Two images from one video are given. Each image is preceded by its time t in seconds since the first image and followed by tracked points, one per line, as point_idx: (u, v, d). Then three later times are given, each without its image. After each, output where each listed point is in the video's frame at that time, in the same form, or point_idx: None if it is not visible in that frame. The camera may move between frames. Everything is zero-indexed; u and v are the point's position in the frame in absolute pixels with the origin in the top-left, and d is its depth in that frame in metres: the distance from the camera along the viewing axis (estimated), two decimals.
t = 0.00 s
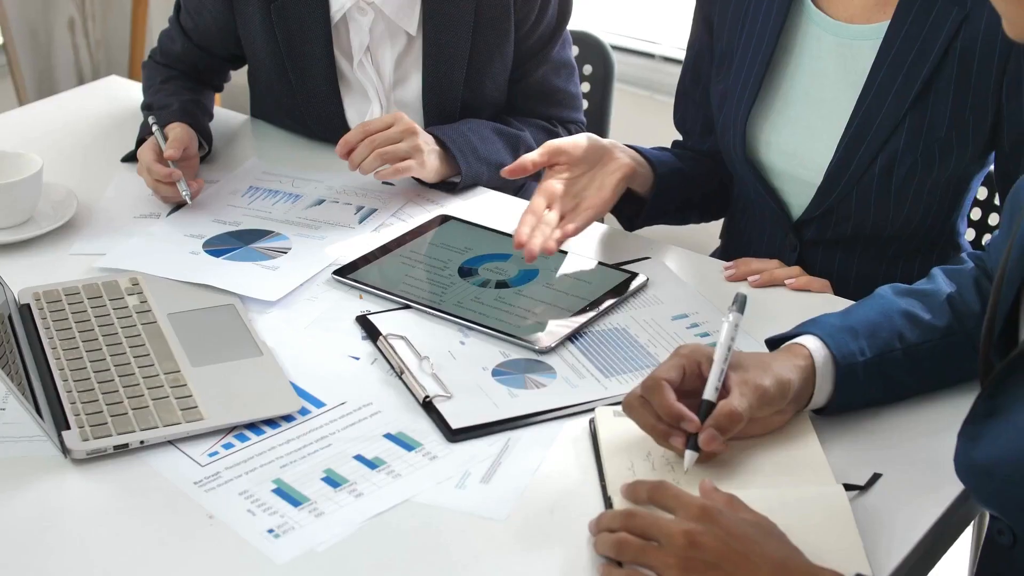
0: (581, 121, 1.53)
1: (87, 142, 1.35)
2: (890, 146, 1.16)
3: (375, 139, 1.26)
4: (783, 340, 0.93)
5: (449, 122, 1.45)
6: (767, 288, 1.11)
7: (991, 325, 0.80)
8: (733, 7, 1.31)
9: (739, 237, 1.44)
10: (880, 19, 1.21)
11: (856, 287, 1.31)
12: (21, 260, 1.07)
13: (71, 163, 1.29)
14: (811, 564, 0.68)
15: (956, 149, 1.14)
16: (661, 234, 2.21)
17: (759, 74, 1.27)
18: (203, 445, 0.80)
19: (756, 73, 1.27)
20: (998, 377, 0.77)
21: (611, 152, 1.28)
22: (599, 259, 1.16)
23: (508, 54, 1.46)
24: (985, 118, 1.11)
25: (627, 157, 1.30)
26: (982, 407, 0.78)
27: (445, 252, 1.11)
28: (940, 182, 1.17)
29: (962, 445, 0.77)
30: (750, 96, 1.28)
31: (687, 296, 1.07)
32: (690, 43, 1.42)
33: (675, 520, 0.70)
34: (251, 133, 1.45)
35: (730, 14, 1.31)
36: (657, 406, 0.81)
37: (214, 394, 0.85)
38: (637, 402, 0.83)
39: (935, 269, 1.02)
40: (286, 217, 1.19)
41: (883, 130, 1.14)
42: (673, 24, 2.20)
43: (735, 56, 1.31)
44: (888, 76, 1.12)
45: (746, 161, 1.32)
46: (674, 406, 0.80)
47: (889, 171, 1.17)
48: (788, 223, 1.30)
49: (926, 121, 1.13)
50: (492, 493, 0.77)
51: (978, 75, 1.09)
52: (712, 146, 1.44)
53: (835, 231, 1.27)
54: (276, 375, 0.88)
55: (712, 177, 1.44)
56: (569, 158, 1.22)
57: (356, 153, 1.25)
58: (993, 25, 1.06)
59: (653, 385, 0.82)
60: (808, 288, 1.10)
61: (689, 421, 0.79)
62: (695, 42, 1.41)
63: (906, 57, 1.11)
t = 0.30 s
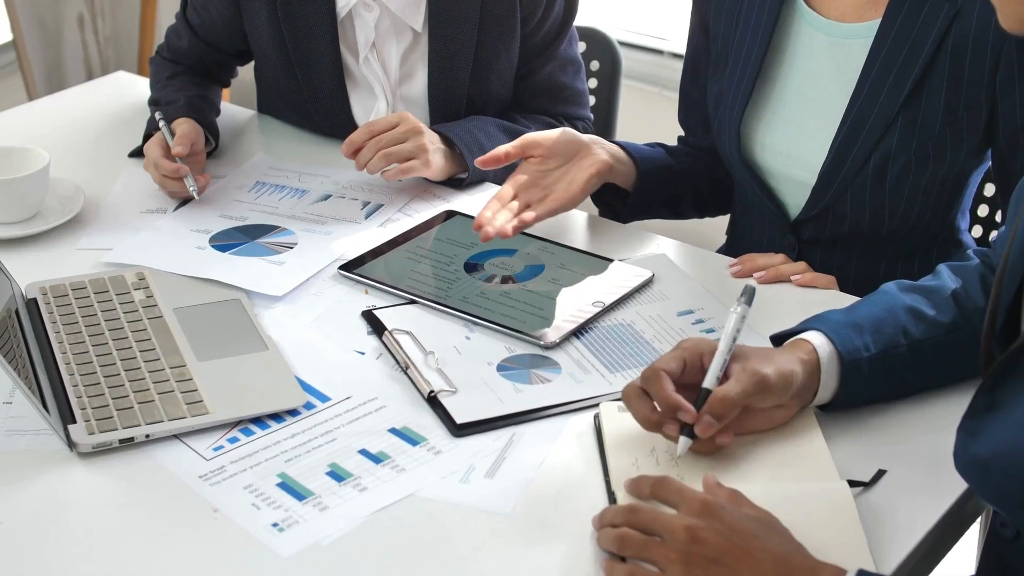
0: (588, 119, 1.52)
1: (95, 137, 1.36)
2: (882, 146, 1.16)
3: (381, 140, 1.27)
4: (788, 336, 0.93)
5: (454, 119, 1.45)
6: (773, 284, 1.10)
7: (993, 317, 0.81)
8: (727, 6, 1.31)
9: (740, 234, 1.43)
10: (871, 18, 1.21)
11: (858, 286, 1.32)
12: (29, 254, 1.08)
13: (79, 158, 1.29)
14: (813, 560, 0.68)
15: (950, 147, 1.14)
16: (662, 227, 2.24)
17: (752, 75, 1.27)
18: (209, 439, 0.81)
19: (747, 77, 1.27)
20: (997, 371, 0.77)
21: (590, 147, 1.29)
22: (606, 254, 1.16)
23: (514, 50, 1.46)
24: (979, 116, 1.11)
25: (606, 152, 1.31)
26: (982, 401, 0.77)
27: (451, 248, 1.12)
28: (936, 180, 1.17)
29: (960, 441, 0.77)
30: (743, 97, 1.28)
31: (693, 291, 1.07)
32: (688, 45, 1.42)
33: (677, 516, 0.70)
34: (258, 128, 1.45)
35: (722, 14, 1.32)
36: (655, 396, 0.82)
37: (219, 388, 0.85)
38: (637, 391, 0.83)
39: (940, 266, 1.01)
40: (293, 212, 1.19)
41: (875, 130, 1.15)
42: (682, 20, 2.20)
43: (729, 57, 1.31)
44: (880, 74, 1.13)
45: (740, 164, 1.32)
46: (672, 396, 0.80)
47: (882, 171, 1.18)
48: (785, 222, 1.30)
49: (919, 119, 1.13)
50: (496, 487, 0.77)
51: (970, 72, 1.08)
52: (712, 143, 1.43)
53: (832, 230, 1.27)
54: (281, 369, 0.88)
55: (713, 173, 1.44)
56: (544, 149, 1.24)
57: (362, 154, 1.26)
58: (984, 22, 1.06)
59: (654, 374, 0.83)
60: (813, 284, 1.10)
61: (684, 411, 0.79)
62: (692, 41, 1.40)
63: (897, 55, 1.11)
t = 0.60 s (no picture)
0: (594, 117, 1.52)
1: (101, 135, 1.36)
2: (874, 146, 1.16)
3: (388, 143, 1.26)
4: (792, 336, 0.93)
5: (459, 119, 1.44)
6: (777, 283, 1.10)
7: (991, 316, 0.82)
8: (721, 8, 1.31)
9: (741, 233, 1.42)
10: (859, 18, 1.21)
11: (859, 285, 1.30)
12: (35, 252, 1.08)
13: (85, 156, 1.30)
14: (814, 559, 0.67)
15: (942, 145, 1.14)
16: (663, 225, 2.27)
17: (745, 79, 1.27)
18: (212, 437, 0.81)
19: (740, 80, 1.28)
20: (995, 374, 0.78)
21: (582, 145, 1.29)
22: (612, 254, 1.15)
23: (520, 50, 1.46)
24: (970, 114, 1.11)
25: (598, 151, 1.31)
26: (980, 401, 0.78)
27: (455, 246, 1.12)
28: (929, 178, 1.17)
29: (960, 442, 0.77)
30: (736, 99, 1.28)
31: (697, 291, 1.07)
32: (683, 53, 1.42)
33: (678, 514, 0.70)
34: (264, 127, 1.45)
35: (717, 15, 1.32)
36: (661, 387, 0.81)
37: (222, 386, 0.85)
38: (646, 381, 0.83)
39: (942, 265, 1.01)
40: (298, 210, 1.19)
41: (866, 131, 1.15)
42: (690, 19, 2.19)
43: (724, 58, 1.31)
44: (870, 75, 1.13)
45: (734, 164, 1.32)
46: (676, 389, 0.80)
47: (874, 172, 1.18)
48: (782, 225, 1.30)
49: (909, 119, 1.13)
50: (498, 486, 0.77)
51: (959, 71, 1.09)
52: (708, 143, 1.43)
53: (827, 231, 1.26)
54: (285, 368, 0.88)
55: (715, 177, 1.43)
56: (534, 144, 1.24)
57: (370, 156, 1.26)
58: (971, 21, 1.06)
59: (666, 365, 0.83)
60: (818, 283, 1.10)
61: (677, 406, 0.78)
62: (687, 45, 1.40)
63: (886, 56, 1.11)
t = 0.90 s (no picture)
0: (604, 116, 1.51)
1: (113, 130, 1.37)
2: (879, 145, 1.16)
3: (397, 140, 1.26)
4: (806, 338, 0.92)
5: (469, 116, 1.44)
6: (786, 280, 1.10)
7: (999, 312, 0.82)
8: (723, 5, 1.31)
9: (752, 230, 1.42)
10: (864, 15, 1.21)
11: (868, 283, 1.30)
12: (45, 247, 1.09)
13: (96, 151, 1.30)
14: (820, 557, 0.67)
15: (948, 142, 1.14)
16: (672, 221, 2.27)
17: (749, 77, 1.27)
18: (219, 432, 0.81)
19: (743, 79, 1.28)
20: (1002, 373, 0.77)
21: (593, 145, 1.29)
22: (621, 250, 1.15)
23: (530, 46, 1.46)
24: (975, 111, 1.10)
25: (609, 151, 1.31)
26: (984, 399, 0.78)
27: (464, 242, 1.12)
28: (936, 175, 1.16)
29: (966, 438, 0.77)
30: (739, 101, 1.29)
31: (707, 288, 1.07)
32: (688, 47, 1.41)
33: (683, 511, 0.70)
34: (274, 123, 1.45)
35: (717, 12, 1.32)
36: (700, 388, 0.80)
37: (230, 381, 0.85)
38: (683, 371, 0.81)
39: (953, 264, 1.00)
40: (308, 206, 1.19)
41: (871, 129, 1.15)
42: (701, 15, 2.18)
43: (728, 56, 1.31)
44: (874, 74, 1.12)
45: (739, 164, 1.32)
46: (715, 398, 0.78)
47: (880, 170, 1.17)
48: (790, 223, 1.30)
49: (914, 117, 1.13)
50: (504, 483, 0.77)
51: (964, 69, 1.08)
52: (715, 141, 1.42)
53: (836, 228, 1.26)
54: (293, 364, 0.89)
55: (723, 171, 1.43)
56: (546, 144, 1.25)
57: (380, 154, 1.26)
58: (975, 18, 1.05)
59: (716, 372, 0.80)
60: (827, 280, 1.09)
61: (706, 416, 0.78)
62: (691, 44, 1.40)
63: (890, 55, 1.11)
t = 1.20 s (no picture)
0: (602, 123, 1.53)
1: (110, 134, 1.37)
2: (872, 155, 1.17)
3: (394, 147, 1.27)
4: (807, 351, 0.92)
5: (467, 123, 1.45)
6: (781, 288, 1.10)
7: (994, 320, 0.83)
8: (715, 16, 1.32)
9: (747, 238, 1.42)
10: (853, 27, 1.21)
11: (863, 293, 1.30)
12: (41, 251, 1.09)
13: (94, 155, 1.31)
14: (808, 566, 0.67)
15: (940, 152, 1.14)
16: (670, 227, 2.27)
17: (739, 89, 1.28)
18: (211, 439, 0.81)
19: (735, 89, 1.29)
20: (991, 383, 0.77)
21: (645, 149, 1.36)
22: (617, 258, 1.15)
23: (529, 53, 1.46)
24: (965, 121, 1.12)
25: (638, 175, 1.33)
26: (977, 408, 0.78)
27: (460, 249, 1.12)
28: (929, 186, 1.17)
29: (958, 447, 0.77)
30: (732, 111, 1.30)
31: (703, 297, 1.07)
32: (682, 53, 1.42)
33: (674, 521, 0.70)
34: (272, 128, 1.46)
35: (710, 22, 1.33)
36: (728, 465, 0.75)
37: (224, 387, 0.86)
38: (699, 442, 0.77)
39: (949, 277, 1.01)
40: (304, 212, 1.20)
41: (863, 140, 1.16)
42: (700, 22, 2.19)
43: (720, 67, 1.32)
44: (865, 84, 1.14)
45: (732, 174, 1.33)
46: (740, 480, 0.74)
47: (873, 180, 1.18)
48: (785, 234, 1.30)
49: (905, 127, 1.14)
50: (495, 491, 0.77)
51: (954, 78, 1.09)
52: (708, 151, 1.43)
53: (831, 239, 1.27)
54: (286, 370, 0.89)
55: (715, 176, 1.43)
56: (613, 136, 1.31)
57: (377, 161, 1.27)
58: (963, 29, 1.07)
59: (740, 457, 0.75)
60: (821, 289, 1.10)
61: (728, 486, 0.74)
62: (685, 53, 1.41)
63: (881, 65, 1.12)
